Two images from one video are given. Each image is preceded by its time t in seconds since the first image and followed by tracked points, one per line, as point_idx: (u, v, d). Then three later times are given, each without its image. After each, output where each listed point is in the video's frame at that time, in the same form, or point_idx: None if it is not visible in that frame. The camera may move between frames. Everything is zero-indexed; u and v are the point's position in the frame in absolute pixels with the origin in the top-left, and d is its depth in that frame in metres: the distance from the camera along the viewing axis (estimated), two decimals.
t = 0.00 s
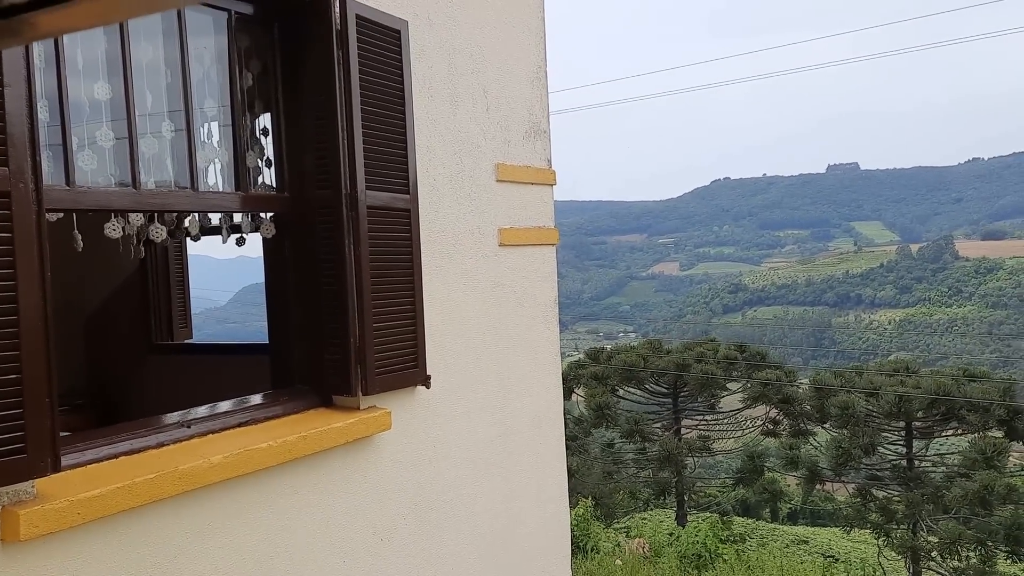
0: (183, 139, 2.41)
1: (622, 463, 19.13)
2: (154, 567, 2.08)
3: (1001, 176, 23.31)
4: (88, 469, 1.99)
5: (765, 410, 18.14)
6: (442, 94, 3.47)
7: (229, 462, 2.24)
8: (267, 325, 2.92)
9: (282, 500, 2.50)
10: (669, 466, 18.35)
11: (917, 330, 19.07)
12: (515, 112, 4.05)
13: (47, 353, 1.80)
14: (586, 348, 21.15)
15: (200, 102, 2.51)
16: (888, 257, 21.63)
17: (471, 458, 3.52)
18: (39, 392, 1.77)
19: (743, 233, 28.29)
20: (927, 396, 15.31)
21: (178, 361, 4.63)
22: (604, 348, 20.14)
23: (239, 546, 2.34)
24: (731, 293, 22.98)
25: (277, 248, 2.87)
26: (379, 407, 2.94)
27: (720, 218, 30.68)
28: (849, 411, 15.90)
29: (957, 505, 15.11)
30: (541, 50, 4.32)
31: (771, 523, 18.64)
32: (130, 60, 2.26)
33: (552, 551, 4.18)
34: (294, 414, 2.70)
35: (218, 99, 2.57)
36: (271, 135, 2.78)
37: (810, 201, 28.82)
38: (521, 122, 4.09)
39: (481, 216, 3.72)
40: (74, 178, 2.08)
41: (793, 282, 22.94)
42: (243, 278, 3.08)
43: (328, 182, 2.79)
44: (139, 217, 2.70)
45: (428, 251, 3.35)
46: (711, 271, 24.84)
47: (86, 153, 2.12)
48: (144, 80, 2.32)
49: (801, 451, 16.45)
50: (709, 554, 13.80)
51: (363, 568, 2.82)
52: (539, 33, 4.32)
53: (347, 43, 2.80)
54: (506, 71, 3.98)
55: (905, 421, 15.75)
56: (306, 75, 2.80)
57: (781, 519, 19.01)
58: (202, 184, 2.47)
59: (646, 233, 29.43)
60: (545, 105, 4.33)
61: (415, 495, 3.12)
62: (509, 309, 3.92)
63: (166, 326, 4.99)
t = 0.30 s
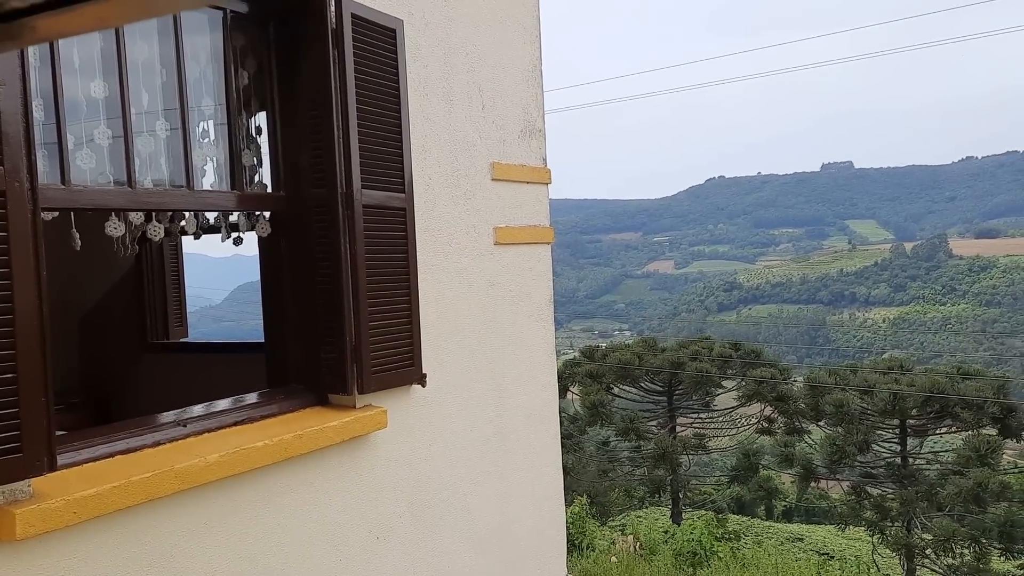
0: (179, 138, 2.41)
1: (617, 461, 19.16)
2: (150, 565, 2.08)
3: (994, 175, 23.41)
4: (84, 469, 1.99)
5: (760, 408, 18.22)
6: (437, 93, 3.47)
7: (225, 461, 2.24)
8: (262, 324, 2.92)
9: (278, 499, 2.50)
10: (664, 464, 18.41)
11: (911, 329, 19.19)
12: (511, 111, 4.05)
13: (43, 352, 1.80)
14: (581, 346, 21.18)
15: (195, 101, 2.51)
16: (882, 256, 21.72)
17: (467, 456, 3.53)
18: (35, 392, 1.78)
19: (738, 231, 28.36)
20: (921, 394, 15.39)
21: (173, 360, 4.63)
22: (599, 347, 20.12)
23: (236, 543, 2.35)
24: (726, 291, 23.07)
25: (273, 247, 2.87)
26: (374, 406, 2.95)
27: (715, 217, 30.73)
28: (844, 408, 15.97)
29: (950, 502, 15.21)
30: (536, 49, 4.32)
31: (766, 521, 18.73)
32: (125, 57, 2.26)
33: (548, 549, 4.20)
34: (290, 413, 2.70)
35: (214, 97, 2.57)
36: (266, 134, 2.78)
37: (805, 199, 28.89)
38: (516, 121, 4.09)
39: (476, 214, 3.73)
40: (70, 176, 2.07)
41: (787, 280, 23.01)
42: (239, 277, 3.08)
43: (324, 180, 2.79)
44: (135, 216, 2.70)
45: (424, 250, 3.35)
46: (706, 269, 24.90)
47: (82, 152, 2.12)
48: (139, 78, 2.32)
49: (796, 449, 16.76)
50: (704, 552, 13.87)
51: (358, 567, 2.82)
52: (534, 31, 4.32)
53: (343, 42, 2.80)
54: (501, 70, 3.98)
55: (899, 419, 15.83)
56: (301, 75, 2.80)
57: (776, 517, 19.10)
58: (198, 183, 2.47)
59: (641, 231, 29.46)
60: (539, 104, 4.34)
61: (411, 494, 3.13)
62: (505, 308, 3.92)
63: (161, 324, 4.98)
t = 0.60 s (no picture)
0: (174, 136, 2.40)
1: (615, 460, 19.17)
2: (143, 565, 2.07)
3: (992, 174, 23.44)
4: (78, 469, 1.99)
5: (758, 408, 18.23)
6: (434, 92, 3.47)
7: (220, 462, 2.24)
8: (258, 323, 2.91)
9: (272, 500, 2.49)
10: (662, 463, 18.40)
11: (909, 328, 19.23)
12: (507, 110, 4.05)
13: (36, 354, 1.79)
14: (579, 345, 21.17)
15: (191, 100, 2.50)
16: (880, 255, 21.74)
17: (464, 455, 3.52)
18: (28, 394, 1.77)
19: (736, 230, 28.38)
20: (918, 393, 15.41)
21: (168, 360, 4.62)
22: (597, 346, 20.07)
23: (230, 544, 2.34)
24: (724, 290, 23.11)
25: (269, 246, 2.86)
26: (370, 405, 2.94)
27: (713, 216, 30.74)
28: (841, 408, 15.97)
29: (948, 501, 15.23)
30: (532, 48, 4.32)
31: (763, 520, 18.76)
32: (119, 56, 2.25)
33: (544, 548, 4.19)
34: (285, 413, 2.69)
35: (209, 96, 2.56)
36: (261, 132, 2.76)
37: (803, 198, 28.91)
38: (513, 119, 4.09)
39: (472, 213, 3.72)
40: (64, 176, 2.06)
41: (785, 280, 23.05)
42: (234, 276, 3.07)
43: (319, 179, 2.78)
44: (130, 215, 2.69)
45: (420, 249, 3.34)
46: (704, 269, 24.92)
47: (78, 151, 2.11)
48: (134, 77, 2.31)
49: (793, 448, 16.67)
50: (702, 552, 13.87)
51: (354, 567, 2.82)
52: (531, 30, 4.32)
53: (338, 41, 2.79)
54: (497, 69, 3.97)
55: (897, 418, 15.85)
56: (297, 74, 2.79)
57: (774, 516, 19.13)
58: (194, 182, 2.46)
59: (639, 230, 29.45)
60: (536, 103, 4.33)
61: (406, 494, 3.12)
62: (501, 307, 3.92)
63: (156, 325, 4.99)
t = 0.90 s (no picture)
0: (177, 136, 2.41)
1: (614, 459, 19.21)
2: (146, 563, 2.08)
3: (991, 174, 23.46)
4: (82, 468, 2.00)
5: (757, 408, 18.26)
6: (436, 93, 3.48)
7: (223, 460, 2.25)
8: (259, 322, 2.92)
9: (274, 498, 2.50)
10: (661, 463, 18.42)
11: (908, 328, 19.31)
12: (509, 110, 4.05)
13: (41, 356, 1.80)
14: (579, 344, 21.19)
15: (193, 100, 2.51)
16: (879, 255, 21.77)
17: (464, 455, 3.53)
18: (33, 392, 1.78)
19: (735, 230, 28.40)
20: (918, 393, 15.44)
21: (170, 358, 4.64)
22: (596, 345, 20.08)
23: (233, 542, 2.35)
24: (723, 290, 23.17)
25: (271, 246, 2.87)
26: (372, 404, 2.95)
27: (712, 216, 30.76)
28: (841, 407, 15.99)
29: (947, 501, 15.28)
30: (534, 48, 4.33)
31: (762, 519, 18.81)
32: (123, 56, 2.26)
33: (545, 548, 4.20)
34: (288, 412, 2.71)
35: (211, 96, 2.56)
36: (264, 131, 2.77)
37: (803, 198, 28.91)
38: (515, 120, 4.10)
39: (474, 214, 3.73)
40: (68, 175, 2.07)
41: (784, 279, 23.09)
42: (235, 276, 3.08)
43: (322, 179, 2.79)
44: (132, 215, 2.70)
45: (422, 249, 3.35)
46: (703, 268, 24.94)
47: (81, 150, 2.12)
48: (138, 77, 2.32)
49: (793, 447, 16.92)
50: (701, 551, 13.88)
51: (355, 566, 2.83)
52: (532, 31, 4.33)
53: (341, 41, 2.80)
54: (499, 70, 3.98)
55: (896, 417, 15.86)
56: (300, 75, 2.80)
57: (773, 515, 19.17)
58: (196, 182, 2.47)
59: (638, 230, 29.45)
60: (538, 103, 4.34)
61: (407, 494, 3.13)
62: (503, 306, 3.93)
63: (159, 323, 5.01)
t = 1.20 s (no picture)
0: (173, 129, 2.39)
1: (610, 458, 19.20)
2: (140, 557, 2.06)
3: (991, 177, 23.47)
4: (74, 461, 1.98)
5: (754, 408, 18.24)
6: (436, 88, 3.46)
7: (218, 455, 2.23)
8: (256, 316, 2.90)
9: (268, 494, 2.49)
10: (657, 462, 18.38)
11: (905, 329, 19.26)
12: (509, 105, 4.03)
13: (34, 347, 1.78)
14: (575, 343, 21.16)
15: (191, 92, 2.49)
16: (877, 257, 21.76)
17: (460, 451, 3.51)
18: (25, 384, 1.76)
19: (734, 230, 28.39)
20: (914, 395, 15.44)
21: (165, 352, 4.60)
22: (594, 344, 20.04)
23: (227, 538, 2.33)
24: (721, 290, 23.17)
25: (268, 240, 2.85)
26: (368, 400, 2.93)
27: (711, 215, 30.74)
28: (837, 408, 15.96)
29: (942, 503, 15.31)
30: (534, 44, 4.30)
31: (757, 519, 18.83)
32: (120, 47, 2.23)
33: (540, 546, 4.19)
34: (283, 407, 2.69)
35: (209, 88, 2.54)
36: (262, 125, 2.75)
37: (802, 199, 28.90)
38: (514, 116, 4.07)
39: (472, 210, 3.71)
40: (63, 166, 2.05)
41: (782, 280, 23.10)
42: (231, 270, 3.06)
43: (320, 173, 2.77)
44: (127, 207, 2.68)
45: (420, 245, 3.33)
46: (701, 268, 24.92)
47: (77, 141, 2.10)
48: (135, 68, 2.30)
49: (789, 448, 16.77)
50: (696, 551, 13.82)
51: (350, 562, 2.81)
52: (533, 26, 4.30)
53: (340, 34, 2.78)
54: (499, 65, 3.96)
55: (892, 419, 15.86)
56: (299, 68, 2.78)
57: (768, 516, 19.19)
58: (193, 175, 2.45)
59: (637, 229, 29.42)
60: (538, 99, 4.32)
61: (403, 490, 3.11)
62: (500, 303, 3.91)
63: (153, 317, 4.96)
